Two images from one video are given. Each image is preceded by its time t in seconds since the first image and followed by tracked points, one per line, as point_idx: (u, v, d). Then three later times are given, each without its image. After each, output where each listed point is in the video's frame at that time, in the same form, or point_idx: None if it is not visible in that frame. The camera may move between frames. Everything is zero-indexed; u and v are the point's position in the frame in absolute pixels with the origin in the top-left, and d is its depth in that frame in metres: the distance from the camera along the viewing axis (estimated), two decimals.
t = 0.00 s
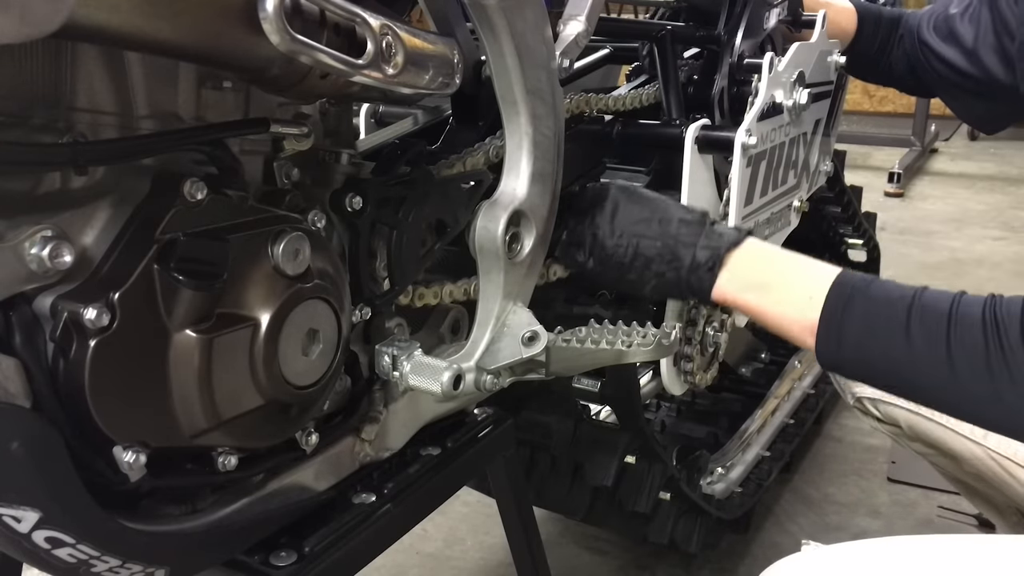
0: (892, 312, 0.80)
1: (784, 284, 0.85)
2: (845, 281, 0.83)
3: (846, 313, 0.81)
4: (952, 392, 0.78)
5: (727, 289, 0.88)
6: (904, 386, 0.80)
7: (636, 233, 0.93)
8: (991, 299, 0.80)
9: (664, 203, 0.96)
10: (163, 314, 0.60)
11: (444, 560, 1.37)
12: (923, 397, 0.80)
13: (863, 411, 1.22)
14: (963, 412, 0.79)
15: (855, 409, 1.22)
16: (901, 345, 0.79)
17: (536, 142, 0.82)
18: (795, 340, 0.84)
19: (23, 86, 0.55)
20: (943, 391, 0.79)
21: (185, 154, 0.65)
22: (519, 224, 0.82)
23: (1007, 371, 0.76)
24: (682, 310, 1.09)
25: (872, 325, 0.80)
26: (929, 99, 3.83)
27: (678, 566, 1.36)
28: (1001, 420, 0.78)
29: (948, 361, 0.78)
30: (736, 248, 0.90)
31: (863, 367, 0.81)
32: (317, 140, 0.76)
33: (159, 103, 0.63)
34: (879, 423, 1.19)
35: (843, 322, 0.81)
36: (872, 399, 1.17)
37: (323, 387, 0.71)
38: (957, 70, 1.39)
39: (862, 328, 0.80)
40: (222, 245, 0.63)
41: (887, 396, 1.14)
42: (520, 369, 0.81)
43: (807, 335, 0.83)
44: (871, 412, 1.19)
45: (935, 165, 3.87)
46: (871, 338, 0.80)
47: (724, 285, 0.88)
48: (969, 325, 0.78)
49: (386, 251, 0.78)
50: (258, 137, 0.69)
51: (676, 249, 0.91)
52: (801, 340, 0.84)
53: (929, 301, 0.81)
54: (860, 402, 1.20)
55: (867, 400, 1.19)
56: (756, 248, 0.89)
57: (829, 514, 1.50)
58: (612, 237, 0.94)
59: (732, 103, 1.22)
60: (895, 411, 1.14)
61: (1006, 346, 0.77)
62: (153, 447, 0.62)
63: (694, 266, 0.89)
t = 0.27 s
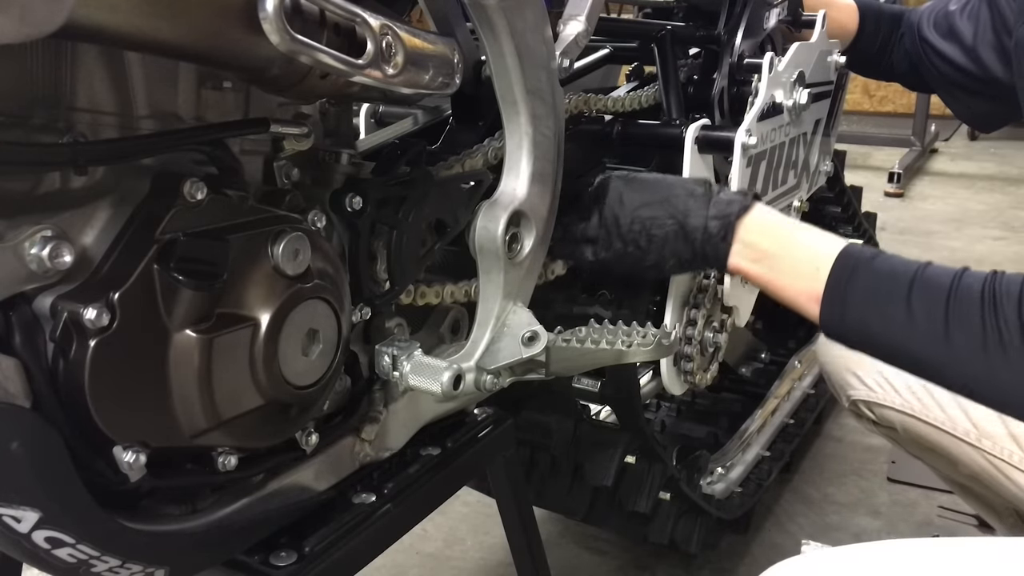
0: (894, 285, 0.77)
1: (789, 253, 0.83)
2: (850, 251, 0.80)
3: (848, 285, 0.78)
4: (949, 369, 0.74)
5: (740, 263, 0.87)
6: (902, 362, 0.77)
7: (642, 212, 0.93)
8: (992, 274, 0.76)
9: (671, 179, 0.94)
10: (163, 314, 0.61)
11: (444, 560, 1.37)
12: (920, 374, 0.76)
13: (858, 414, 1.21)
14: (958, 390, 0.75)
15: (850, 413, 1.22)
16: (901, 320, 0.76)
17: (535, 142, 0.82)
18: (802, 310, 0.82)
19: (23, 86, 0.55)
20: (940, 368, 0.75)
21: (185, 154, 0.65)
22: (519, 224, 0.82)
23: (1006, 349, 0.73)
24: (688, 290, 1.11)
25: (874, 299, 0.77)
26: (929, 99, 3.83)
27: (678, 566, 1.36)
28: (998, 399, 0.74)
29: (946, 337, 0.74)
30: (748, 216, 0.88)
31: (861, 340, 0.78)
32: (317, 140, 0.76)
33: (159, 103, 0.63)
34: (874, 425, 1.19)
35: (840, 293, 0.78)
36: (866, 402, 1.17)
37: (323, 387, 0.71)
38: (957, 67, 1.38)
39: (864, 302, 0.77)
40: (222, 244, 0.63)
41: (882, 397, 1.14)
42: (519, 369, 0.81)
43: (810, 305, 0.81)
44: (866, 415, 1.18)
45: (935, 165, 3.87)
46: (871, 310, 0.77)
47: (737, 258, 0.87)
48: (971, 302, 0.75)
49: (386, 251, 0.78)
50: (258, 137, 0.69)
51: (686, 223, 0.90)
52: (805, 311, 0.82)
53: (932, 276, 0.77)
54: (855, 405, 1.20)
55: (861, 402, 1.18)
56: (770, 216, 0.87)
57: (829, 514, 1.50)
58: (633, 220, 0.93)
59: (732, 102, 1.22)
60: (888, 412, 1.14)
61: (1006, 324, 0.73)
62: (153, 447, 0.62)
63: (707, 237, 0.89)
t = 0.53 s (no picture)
0: (923, 241, 0.77)
1: (812, 209, 0.84)
2: (877, 208, 0.81)
3: (877, 243, 0.78)
4: (981, 324, 0.74)
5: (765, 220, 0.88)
6: (933, 318, 0.77)
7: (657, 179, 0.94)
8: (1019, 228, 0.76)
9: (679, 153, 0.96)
10: (163, 314, 0.60)
11: (444, 560, 1.37)
12: (953, 330, 0.76)
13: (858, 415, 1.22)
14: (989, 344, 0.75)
15: (850, 413, 1.22)
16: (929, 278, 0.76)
17: (535, 142, 0.82)
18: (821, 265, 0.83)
19: (24, 86, 0.55)
20: (972, 323, 0.75)
21: (185, 154, 0.65)
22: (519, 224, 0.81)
23: None
24: (688, 290, 1.12)
25: (903, 255, 0.77)
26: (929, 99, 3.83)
27: (678, 566, 1.36)
28: None
29: (977, 291, 0.74)
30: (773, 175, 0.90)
31: (890, 297, 0.78)
32: (317, 141, 0.76)
33: (159, 103, 0.63)
34: (875, 425, 1.19)
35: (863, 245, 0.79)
36: (866, 403, 1.17)
37: (323, 387, 0.71)
38: (961, 63, 1.36)
39: (893, 258, 0.77)
40: (222, 244, 0.63)
41: (881, 399, 1.14)
42: (519, 369, 0.81)
43: (832, 259, 0.82)
44: (866, 416, 1.19)
45: (935, 165, 3.86)
46: (899, 268, 0.77)
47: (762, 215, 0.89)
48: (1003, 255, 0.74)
49: (386, 252, 0.78)
50: (258, 137, 0.69)
51: (710, 190, 0.91)
52: (825, 265, 0.83)
53: (963, 231, 0.77)
54: (854, 406, 1.20)
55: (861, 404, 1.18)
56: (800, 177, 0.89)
57: (829, 514, 1.50)
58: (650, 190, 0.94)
59: (732, 102, 1.22)
60: (888, 414, 1.14)
61: None
62: (153, 447, 0.62)
63: (731, 197, 0.90)
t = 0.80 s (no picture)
0: (932, 220, 0.81)
1: (822, 198, 0.87)
2: (885, 192, 0.85)
3: (888, 224, 0.83)
4: (998, 297, 0.79)
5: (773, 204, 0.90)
6: (948, 297, 0.81)
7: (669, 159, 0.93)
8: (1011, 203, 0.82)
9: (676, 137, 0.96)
10: (163, 314, 0.60)
11: (444, 560, 1.37)
12: (969, 307, 0.81)
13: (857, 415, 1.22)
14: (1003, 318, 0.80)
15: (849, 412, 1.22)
16: (942, 257, 0.81)
17: (535, 142, 0.82)
18: (829, 251, 0.86)
19: (24, 86, 0.55)
20: (988, 296, 0.79)
21: (185, 154, 0.65)
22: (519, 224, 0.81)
23: None
24: (688, 289, 1.12)
25: (916, 236, 0.82)
26: (929, 99, 3.83)
27: (678, 566, 1.36)
28: None
29: (988, 265, 0.79)
30: (777, 165, 0.92)
31: (907, 279, 0.82)
32: (317, 141, 0.76)
33: (159, 103, 0.63)
34: (873, 425, 1.19)
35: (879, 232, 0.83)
36: (864, 403, 1.17)
37: (323, 387, 0.71)
38: (961, 62, 1.36)
39: (908, 239, 0.82)
40: (222, 243, 0.63)
41: (880, 399, 1.14)
42: (520, 369, 0.81)
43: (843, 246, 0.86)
44: (864, 416, 1.19)
45: (935, 165, 3.87)
46: (913, 248, 0.81)
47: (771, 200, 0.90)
48: (1009, 231, 0.80)
49: (386, 252, 0.78)
50: (258, 137, 0.69)
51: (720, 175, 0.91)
52: (835, 251, 0.86)
53: (967, 211, 0.82)
54: (853, 406, 1.20)
55: (860, 403, 1.18)
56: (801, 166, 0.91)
57: (829, 514, 1.50)
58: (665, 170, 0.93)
59: (732, 103, 1.22)
60: (887, 414, 1.14)
61: None
62: (153, 447, 0.62)
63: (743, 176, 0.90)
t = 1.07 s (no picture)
0: (932, 241, 0.82)
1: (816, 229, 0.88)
2: (880, 219, 0.86)
3: (888, 249, 0.83)
4: (1004, 313, 0.79)
5: (766, 242, 0.89)
6: (953, 317, 0.81)
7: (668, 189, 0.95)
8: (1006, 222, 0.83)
9: (696, 162, 0.97)
10: (163, 314, 0.60)
11: (444, 560, 1.37)
12: (975, 326, 0.80)
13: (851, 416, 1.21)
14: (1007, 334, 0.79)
15: (843, 414, 1.22)
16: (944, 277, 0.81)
17: (535, 142, 0.82)
18: (830, 280, 0.86)
19: (24, 86, 0.55)
20: (994, 313, 0.79)
21: (185, 154, 0.65)
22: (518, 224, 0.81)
23: None
24: (688, 290, 1.11)
25: (915, 258, 0.82)
26: (929, 99, 3.83)
27: (678, 566, 1.36)
28: None
29: (991, 283, 0.79)
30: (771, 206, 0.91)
31: (911, 304, 0.82)
32: (317, 141, 0.76)
33: (159, 103, 0.63)
34: (868, 426, 1.19)
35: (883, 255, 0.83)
36: (859, 405, 1.17)
37: (323, 387, 0.71)
38: (948, 55, 1.36)
39: (906, 262, 0.82)
40: (223, 244, 0.63)
41: (875, 400, 1.14)
42: (520, 369, 0.81)
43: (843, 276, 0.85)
44: (859, 417, 1.19)
45: (935, 165, 3.87)
46: (912, 272, 0.82)
47: (763, 238, 0.89)
48: (1010, 248, 0.80)
49: (386, 252, 0.78)
50: (258, 137, 0.69)
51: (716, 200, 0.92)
52: (835, 281, 0.86)
53: (964, 231, 0.83)
54: (847, 408, 1.20)
55: (855, 405, 1.18)
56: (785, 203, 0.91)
57: (829, 514, 1.50)
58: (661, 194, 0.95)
59: (732, 102, 1.22)
60: (881, 415, 1.14)
61: None
62: (153, 447, 0.62)
63: (732, 217, 0.90)
